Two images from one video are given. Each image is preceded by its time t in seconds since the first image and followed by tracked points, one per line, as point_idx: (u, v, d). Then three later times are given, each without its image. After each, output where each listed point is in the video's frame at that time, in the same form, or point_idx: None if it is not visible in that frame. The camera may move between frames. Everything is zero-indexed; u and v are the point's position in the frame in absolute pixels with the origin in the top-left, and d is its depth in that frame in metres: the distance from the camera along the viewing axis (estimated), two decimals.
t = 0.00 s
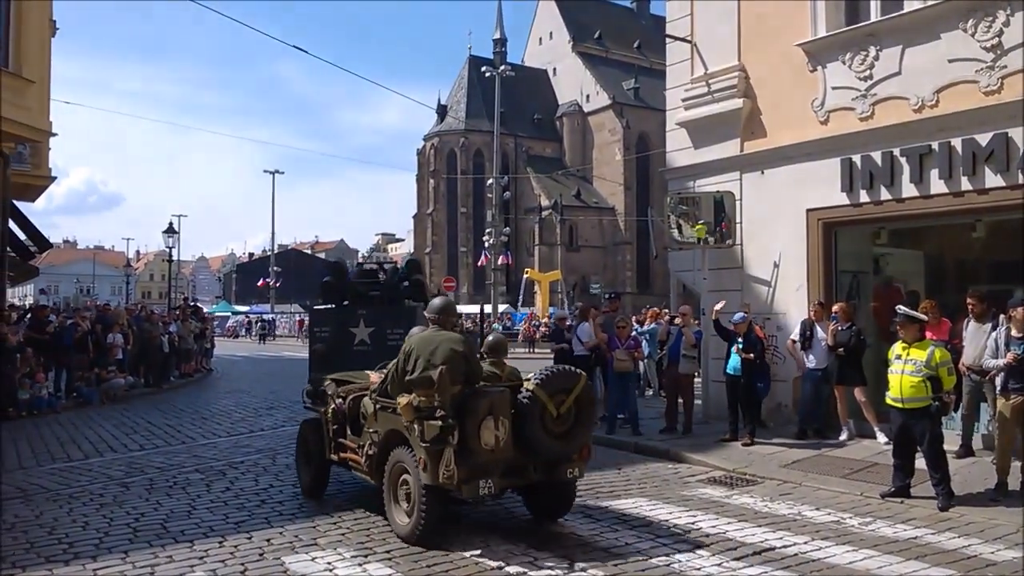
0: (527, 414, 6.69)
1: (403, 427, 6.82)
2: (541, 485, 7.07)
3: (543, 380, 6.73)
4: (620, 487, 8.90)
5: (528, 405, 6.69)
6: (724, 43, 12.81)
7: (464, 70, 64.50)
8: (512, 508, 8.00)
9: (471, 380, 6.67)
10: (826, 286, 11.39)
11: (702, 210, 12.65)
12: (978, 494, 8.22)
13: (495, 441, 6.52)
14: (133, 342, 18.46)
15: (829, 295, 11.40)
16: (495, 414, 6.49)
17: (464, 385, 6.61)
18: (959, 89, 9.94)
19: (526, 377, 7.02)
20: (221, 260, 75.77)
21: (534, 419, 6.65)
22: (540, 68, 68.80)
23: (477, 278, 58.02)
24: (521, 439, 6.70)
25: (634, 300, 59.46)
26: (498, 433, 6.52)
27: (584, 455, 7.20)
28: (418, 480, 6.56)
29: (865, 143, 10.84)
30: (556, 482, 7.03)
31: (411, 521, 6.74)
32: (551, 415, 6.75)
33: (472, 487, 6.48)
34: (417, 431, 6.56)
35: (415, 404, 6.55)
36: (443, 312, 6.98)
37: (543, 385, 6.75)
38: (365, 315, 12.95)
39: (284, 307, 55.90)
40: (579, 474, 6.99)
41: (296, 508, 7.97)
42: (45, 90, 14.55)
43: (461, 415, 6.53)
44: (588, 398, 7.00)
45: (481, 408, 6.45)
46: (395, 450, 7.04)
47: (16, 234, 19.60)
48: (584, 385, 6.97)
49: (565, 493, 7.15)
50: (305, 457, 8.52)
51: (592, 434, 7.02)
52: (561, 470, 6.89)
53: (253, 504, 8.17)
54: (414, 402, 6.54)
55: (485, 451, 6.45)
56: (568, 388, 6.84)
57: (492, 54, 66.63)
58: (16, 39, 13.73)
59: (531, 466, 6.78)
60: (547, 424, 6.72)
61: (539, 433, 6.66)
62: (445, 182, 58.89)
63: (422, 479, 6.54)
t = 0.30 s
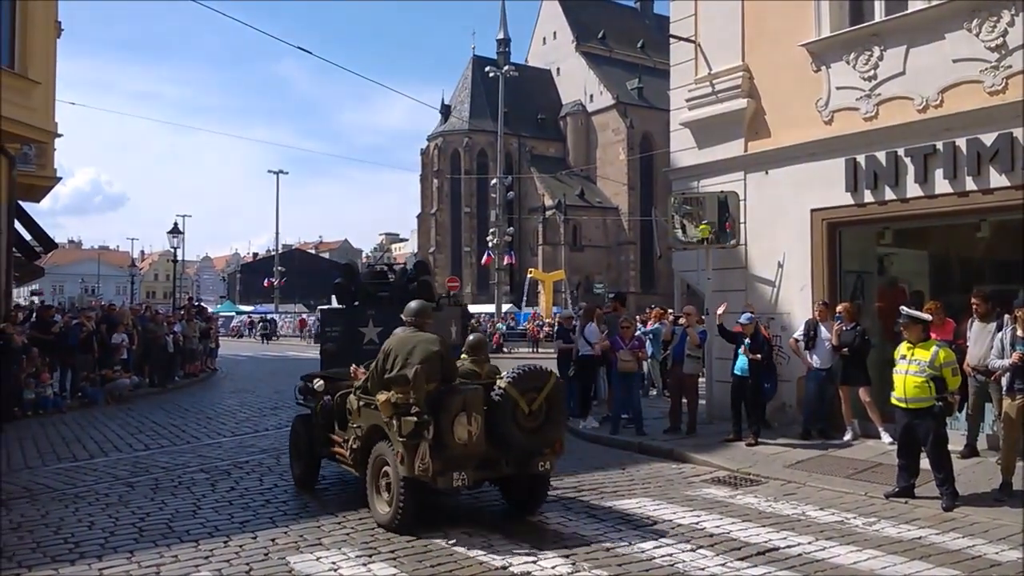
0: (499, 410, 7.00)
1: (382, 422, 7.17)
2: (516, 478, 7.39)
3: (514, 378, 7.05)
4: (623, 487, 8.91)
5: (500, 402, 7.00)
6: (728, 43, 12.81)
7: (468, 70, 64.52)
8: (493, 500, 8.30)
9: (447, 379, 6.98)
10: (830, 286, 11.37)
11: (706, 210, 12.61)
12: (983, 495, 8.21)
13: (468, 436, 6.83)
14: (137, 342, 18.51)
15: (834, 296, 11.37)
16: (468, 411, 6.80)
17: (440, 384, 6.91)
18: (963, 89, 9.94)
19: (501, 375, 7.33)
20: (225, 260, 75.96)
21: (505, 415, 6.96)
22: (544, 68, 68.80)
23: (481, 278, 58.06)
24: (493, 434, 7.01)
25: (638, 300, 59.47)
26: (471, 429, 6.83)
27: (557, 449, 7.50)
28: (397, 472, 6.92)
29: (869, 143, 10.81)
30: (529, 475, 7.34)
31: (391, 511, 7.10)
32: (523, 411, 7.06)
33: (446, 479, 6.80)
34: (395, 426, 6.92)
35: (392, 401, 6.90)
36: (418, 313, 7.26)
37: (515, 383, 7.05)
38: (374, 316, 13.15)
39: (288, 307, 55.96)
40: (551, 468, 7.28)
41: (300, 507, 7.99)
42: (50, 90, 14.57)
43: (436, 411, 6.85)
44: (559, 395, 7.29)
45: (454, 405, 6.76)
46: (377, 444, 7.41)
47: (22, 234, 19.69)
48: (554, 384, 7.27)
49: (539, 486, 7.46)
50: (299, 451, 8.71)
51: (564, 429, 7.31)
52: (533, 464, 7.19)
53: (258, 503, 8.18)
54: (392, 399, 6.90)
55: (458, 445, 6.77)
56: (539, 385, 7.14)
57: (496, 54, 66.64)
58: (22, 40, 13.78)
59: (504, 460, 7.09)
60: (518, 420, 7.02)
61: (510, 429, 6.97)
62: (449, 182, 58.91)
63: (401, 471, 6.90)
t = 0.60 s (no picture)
0: (473, 404, 7.38)
1: (363, 415, 7.56)
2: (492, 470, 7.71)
3: (488, 374, 7.41)
4: (625, 485, 8.92)
5: (473, 397, 7.37)
6: (730, 41, 12.81)
7: (470, 68, 64.50)
8: (476, 492, 8.55)
9: (424, 375, 7.35)
10: (832, 285, 11.35)
11: (708, 208, 12.51)
12: (985, 493, 8.20)
13: (442, 429, 7.18)
14: (140, 341, 18.53)
15: (835, 294, 11.36)
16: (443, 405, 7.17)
17: (418, 380, 7.29)
18: (966, 86, 9.92)
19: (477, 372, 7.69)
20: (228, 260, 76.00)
21: (478, 409, 7.33)
22: (546, 67, 68.75)
23: (483, 277, 58.07)
24: (467, 427, 7.37)
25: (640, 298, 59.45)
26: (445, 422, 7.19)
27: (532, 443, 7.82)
28: (376, 463, 7.29)
29: (871, 141, 10.80)
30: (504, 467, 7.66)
31: (372, 500, 7.46)
32: (496, 406, 7.42)
33: (422, 469, 7.16)
34: (375, 418, 7.33)
35: (372, 394, 7.31)
36: (404, 313, 7.62)
37: (488, 379, 7.41)
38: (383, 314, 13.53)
39: (291, 306, 55.96)
40: (524, 460, 7.59)
41: (302, 506, 8.01)
42: (53, 90, 14.58)
43: (413, 405, 7.24)
44: (531, 391, 7.64)
45: (429, 399, 7.14)
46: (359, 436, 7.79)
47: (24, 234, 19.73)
48: (527, 380, 7.62)
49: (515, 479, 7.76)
50: (293, 447, 8.94)
51: (537, 423, 7.65)
52: (507, 456, 7.52)
53: (260, 502, 8.21)
54: (372, 393, 7.30)
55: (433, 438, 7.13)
56: (512, 381, 7.49)
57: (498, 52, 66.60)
58: (25, 40, 13.81)
59: (478, 453, 7.43)
60: (491, 414, 7.38)
61: (483, 422, 7.33)
62: (451, 181, 58.89)
63: (379, 462, 7.27)
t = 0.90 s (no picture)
0: (452, 399, 7.71)
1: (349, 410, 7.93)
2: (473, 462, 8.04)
3: (468, 370, 7.72)
4: (629, 485, 8.92)
5: (453, 392, 7.70)
6: (734, 41, 12.80)
7: (475, 69, 64.51)
8: (462, 484, 8.86)
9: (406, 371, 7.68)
10: (836, 284, 11.34)
11: (712, 207, 12.54)
12: (990, 492, 8.18)
13: (423, 422, 7.51)
14: (146, 341, 18.57)
15: (839, 294, 11.35)
16: (423, 400, 7.50)
17: (400, 376, 7.62)
18: (970, 85, 9.91)
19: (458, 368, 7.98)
20: (233, 260, 76.16)
21: (457, 404, 7.67)
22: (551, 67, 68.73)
23: (488, 277, 58.08)
24: (446, 421, 7.71)
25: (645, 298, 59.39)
26: (425, 417, 7.53)
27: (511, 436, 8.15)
28: (360, 455, 7.65)
29: (875, 140, 10.79)
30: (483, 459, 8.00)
31: (357, 490, 7.82)
32: (475, 401, 7.75)
33: (403, 461, 7.50)
34: (359, 413, 7.70)
35: (355, 390, 7.67)
36: (391, 312, 7.90)
37: (467, 375, 7.72)
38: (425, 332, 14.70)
39: (296, 306, 55.97)
40: (503, 452, 7.92)
41: (307, 505, 8.02)
42: (58, 91, 14.64)
43: (394, 400, 7.58)
44: (509, 386, 7.97)
45: (409, 395, 7.48)
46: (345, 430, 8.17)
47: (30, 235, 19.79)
48: (505, 376, 7.93)
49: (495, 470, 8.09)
50: (291, 441, 9.31)
51: (516, 417, 7.97)
52: (485, 449, 7.85)
53: (264, 501, 8.24)
54: (356, 388, 7.67)
55: (413, 431, 7.48)
56: (490, 377, 7.81)
57: (502, 53, 66.61)
58: (31, 41, 13.87)
59: (458, 446, 7.76)
60: (469, 409, 7.71)
61: (461, 416, 7.67)
62: (456, 181, 58.89)
63: (363, 454, 7.62)
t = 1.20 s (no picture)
0: (434, 395, 8.15)
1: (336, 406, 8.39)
2: (455, 455, 8.45)
3: (449, 366, 8.15)
4: (630, 484, 8.98)
5: (434, 388, 8.15)
6: (736, 42, 12.84)
7: (479, 70, 64.58)
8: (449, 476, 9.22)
9: (390, 368, 8.13)
10: (838, 284, 11.37)
11: (714, 207, 12.57)
12: (991, 492, 8.22)
13: (405, 416, 7.96)
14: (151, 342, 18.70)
15: (841, 294, 11.37)
16: (404, 395, 7.95)
17: (383, 372, 8.08)
18: (972, 86, 9.93)
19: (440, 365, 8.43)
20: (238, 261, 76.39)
21: (438, 399, 8.11)
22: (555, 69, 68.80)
23: (493, 278, 58.16)
24: (429, 415, 8.16)
25: (649, 298, 59.41)
26: (407, 411, 7.97)
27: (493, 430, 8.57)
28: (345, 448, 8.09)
29: (877, 141, 10.82)
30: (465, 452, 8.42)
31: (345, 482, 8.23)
32: (455, 396, 8.19)
33: (386, 454, 7.96)
34: (344, 408, 8.16)
35: (341, 386, 8.14)
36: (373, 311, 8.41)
37: (448, 372, 8.16)
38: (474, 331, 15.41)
39: (301, 306, 56.08)
40: (484, 445, 8.34)
41: (311, 503, 8.09)
42: (65, 92, 14.75)
43: (378, 396, 8.03)
44: (489, 382, 8.40)
45: (391, 391, 7.94)
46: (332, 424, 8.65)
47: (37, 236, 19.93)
48: (485, 373, 8.36)
49: (478, 463, 8.49)
50: (286, 436, 9.67)
51: (496, 411, 8.40)
52: (466, 442, 8.27)
53: (269, 499, 8.31)
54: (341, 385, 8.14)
55: (396, 424, 7.92)
56: (470, 374, 8.24)
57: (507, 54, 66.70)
58: (38, 42, 13.98)
59: (439, 438, 8.21)
60: (450, 404, 8.15)
61: (443, 410, 8.11)
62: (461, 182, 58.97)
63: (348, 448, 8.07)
